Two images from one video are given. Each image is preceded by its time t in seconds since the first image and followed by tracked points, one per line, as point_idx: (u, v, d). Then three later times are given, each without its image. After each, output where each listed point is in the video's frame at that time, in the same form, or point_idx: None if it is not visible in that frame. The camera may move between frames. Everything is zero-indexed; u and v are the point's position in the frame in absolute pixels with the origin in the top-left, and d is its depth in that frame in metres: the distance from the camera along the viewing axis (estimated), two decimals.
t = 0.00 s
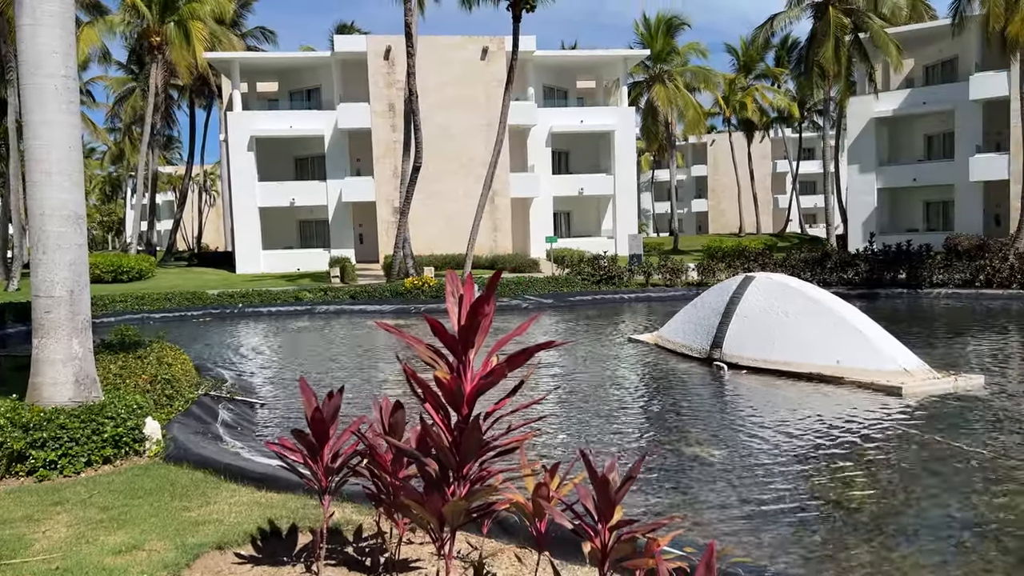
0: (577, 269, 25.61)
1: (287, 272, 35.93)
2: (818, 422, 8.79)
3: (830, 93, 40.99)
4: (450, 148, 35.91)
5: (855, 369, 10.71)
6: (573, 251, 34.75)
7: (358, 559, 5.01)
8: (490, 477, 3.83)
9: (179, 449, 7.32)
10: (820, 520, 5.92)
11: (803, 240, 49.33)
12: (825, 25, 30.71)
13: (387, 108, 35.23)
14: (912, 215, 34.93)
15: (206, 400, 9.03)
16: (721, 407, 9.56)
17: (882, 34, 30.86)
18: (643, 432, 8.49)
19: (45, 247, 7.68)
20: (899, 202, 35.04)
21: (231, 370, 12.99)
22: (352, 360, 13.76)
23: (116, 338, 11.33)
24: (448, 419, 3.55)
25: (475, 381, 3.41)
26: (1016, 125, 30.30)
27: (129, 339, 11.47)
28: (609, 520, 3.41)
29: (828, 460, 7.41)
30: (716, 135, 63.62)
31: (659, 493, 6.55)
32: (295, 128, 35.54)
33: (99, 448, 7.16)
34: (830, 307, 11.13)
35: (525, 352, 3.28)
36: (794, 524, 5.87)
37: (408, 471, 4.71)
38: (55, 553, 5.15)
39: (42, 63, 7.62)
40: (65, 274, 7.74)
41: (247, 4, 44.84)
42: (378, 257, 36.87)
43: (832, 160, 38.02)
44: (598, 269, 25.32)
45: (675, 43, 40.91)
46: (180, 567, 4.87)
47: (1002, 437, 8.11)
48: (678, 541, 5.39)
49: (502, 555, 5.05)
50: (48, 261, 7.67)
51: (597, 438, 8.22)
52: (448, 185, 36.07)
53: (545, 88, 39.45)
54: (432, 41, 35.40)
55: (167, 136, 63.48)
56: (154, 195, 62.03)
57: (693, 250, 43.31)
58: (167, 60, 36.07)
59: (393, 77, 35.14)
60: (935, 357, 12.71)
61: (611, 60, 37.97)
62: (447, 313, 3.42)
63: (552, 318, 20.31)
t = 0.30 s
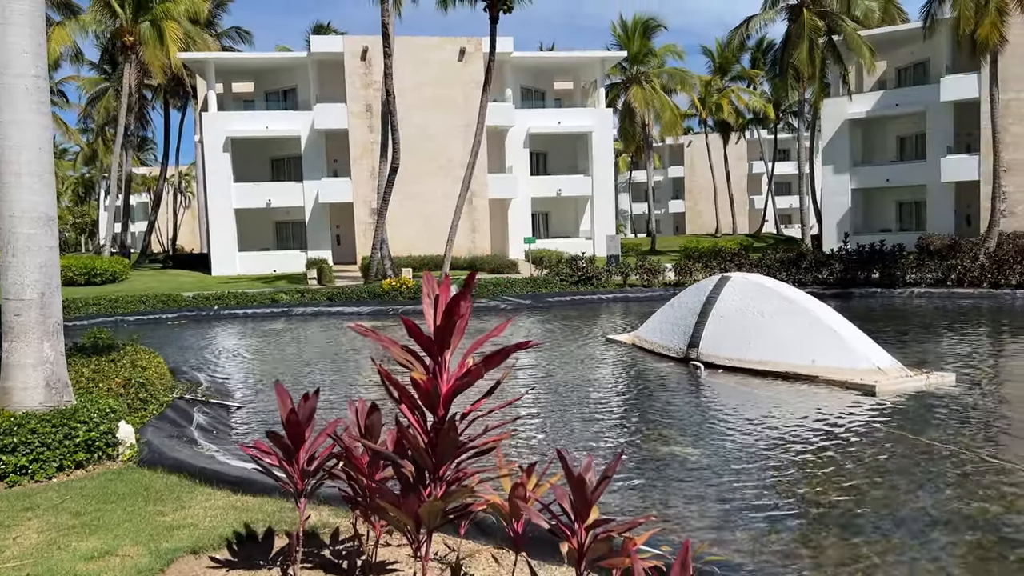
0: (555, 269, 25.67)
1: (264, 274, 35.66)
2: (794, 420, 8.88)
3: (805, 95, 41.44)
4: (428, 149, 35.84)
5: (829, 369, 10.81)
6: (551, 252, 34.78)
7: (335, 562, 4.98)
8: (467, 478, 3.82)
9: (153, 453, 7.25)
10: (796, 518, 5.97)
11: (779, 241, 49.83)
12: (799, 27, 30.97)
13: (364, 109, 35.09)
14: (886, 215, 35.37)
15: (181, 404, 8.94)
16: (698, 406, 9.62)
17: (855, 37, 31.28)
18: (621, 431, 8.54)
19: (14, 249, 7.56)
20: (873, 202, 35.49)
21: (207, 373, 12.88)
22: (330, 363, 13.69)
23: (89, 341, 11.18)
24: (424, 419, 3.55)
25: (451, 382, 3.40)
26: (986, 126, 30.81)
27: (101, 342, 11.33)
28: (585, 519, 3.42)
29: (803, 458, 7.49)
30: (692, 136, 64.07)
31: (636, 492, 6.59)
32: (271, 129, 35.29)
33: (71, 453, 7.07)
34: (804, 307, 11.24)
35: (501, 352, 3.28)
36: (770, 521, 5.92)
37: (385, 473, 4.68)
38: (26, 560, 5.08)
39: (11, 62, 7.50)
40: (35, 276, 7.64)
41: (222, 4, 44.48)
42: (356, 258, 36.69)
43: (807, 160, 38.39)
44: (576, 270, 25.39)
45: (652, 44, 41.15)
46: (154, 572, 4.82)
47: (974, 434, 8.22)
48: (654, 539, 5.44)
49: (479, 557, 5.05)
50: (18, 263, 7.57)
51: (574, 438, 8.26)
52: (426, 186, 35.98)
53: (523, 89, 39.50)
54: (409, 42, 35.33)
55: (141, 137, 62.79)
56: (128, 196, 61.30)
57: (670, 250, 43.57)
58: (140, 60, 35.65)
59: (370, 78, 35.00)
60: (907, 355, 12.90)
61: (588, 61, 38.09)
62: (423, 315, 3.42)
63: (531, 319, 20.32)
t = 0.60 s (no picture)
0: (533, 270, 25.71)
1: (239, 276, 35.38)
2: (768, 418, 8.96)
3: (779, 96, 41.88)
4: (405, 150, 35.74)
5: (803, 367, 10.91)
6: (529, 253, 34.82)
7: (310, 566, 4.95)
8: (442, 479, 3.82)
9: (125, 457, 7.17)
10: (769, 515, 6.03)
11: (754, 242, 50.31)
12: (773, 29, 31.26)
13: (340, 110, 34.94)
14: (859, 215, 35.83)
15: (155, 408, 8.84)
16: (674, 405, 9.68)
17: (828, 39, 31.64)
18: (598, 431, 8.58)
19: None
20: (846, 202, 35.93)
21: (181, 376, 12.77)
22: (306, 365, 13.62)
23: (60, 345, 11.04)
24: (396, 422, 3.55)
25: (422, 383, 3.41)
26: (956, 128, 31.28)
27: (74, 346, 11.19)
28: (560, 519, 3.43)
29: (777, 456, 7.57)
30: (669, 137, 64.48)
31: (612, 492, 6.62)
32: (246, 130, 35.05)
33: (42, 459, 6.97)
34: (778, 306, 11.35)
35: (471, 353, 3.28)
36: (743, 518, 5.97)
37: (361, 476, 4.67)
38: None
39: None
40: (4, 279, 7.52)
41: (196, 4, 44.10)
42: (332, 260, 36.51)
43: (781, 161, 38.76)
44: (554, 271, 25.45)
45: (628, 46, 41.36)
46: None
47: (943, 431, 8.35)
48: (629, 538, 5.47)
49: (456, 558, 5.05)
50: None
51: (549, 437, 8.28)
52: (403, 187, 35.87)
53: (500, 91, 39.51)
54: (384, 43, 35.24)
55: (114, 138, 62.08)
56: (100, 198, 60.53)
57: (647, 251, 43.82)
58: (112, 60, 35.24)
59: (346, 79, 34.85)
60: (879, 354, 13.07)
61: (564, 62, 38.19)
62: (391, 317, 3.42)
63: (508, 319, 20.35)
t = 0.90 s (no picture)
0: (510, 271, 25.73)
1: (213, 278, 35.06)
2: (743, 417, 9.03)
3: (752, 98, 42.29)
4: (381, 151, 35.62)
5: (777, 366, 11.01)
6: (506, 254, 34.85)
7: (285, 570, 4.91)
8: (416, 481, 3.81)
9: (97, 463, 7.07)
10: (743, 513, 6.08)
11: (729, 242, 50.72)
12: (746, 31, 31.52)
13: (315, 111, 34.74)
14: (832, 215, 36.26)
15: (127, 413, 8.74)
16: (650, 405, 9.74)
17: (800, 41, 31.98)
18: (574, 431, 8.60)
19: None
20: (819, 203, 36.35)
21: (155, 380, 12.62)
22: (282, 368, 13.53)
23: (30, 350, 10.87)
24: (367, 424, 3.54)
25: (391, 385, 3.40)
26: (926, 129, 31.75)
27: (44, 350, 11.02)
28: (535, 520, 3.44)
29: (752, 454, 7.64)
30: (644, 138, 64.82)
31: (587, 491, 6.66)
32: (219, 131, 34.75)
33: (10, 466, 6.86)
34: (750, 305, 11.45)
35: (438, 353, 3.29)
36: (717, 517, 6.01)
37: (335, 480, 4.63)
38: None
39: None
40: None
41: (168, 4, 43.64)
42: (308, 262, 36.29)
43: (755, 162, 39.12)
44: (531, 272, 25.47)
45: (604, 47, 41.51)
46: None
47: (913, 427, 8.49)
48: (604, 538, 5.51)
49: (432, 561, 5.03)
50: None
51: (525, 438, 8.30)
52: (379, 188, 35.74)
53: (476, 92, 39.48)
54: (359, 44, 35.11)
55: (84, 139, 61.21)
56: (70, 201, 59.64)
57: (623, 251, 44.04)
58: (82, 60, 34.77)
59: (321, 80, 34.67)
60: (851, 352, 13.24)
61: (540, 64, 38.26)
62: (360, 318, 3.41)
63: (485, 321, 20.34)
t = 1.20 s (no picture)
0: (486, 273, 25.73)
1: (186, 281, 34.70)
2: (718, 417, 9.10)
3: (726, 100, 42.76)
4: (356, 153, 35.48)
5: (750, 366, 11.10)
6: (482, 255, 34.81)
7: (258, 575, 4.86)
8: (390, 484, 3.80)
9: (66, 469, 6.97)
10: (717, 511, 6.15)
11: (703, 244, 51.14)
12: (719, 34, 31.78)
13: (289, 112, 34.52)
14: (804, 216, 36.66)
15: (97, 418, 8.63)
16: (626, 405, 9.79)
17: (773, 43, 32.31)
18: (549, 432, 8.63)
19: None
20: (792, 203, 36.74)
21: (126, 385, 12.47)
22: (256, 371, 13.41)
23: None
24: (340, 427, 3.53)
25: (365, 388, 3.39)
26: (895, 131, 32.21)
27: (11, 355, 10.84)
28: (510, 521, 3.44)
29: (727, 453, 7.70)
30: (620, 140, 65.19)
31: (561, 491, 6.70)
32: (192, 133, 34.41)
33: None
34: (724, 305, 11.54)
35: (412, 355, 3.28)
36: (693, 517, 6.03)
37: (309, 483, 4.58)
38: None
39: None
40: None
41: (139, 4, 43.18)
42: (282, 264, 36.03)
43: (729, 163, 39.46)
44: (507, 273, 25.48)
45: (578, 50, 41.67)
46: None
47: (883, 425, 8.60)
48: (579, 538, 5.54)
49: (405, 563, 5.03)
50: None
51: (500, 439, 8.30)
52: (355, 190, 35.57)
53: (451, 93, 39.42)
54: (333, 46, 34.92)
55: (54, 141, 60.29)
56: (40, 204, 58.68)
57: (599, 253, 44.18)
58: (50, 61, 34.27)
59: (295, 81, 34.46)
60: (824, 351, 13.39)
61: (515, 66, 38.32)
62: (334, 321, 3.39)
63: (461, 323, 20.31)
